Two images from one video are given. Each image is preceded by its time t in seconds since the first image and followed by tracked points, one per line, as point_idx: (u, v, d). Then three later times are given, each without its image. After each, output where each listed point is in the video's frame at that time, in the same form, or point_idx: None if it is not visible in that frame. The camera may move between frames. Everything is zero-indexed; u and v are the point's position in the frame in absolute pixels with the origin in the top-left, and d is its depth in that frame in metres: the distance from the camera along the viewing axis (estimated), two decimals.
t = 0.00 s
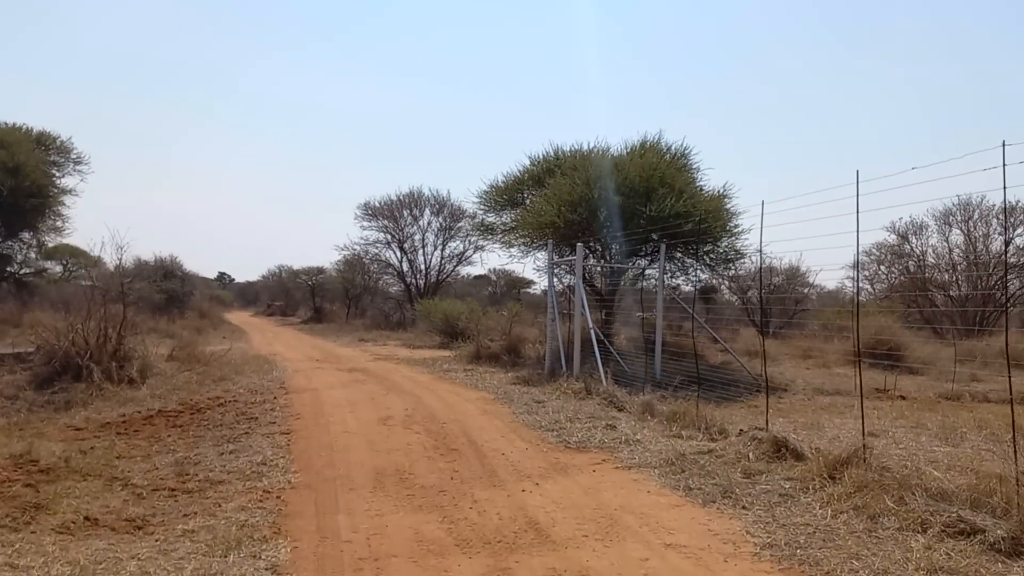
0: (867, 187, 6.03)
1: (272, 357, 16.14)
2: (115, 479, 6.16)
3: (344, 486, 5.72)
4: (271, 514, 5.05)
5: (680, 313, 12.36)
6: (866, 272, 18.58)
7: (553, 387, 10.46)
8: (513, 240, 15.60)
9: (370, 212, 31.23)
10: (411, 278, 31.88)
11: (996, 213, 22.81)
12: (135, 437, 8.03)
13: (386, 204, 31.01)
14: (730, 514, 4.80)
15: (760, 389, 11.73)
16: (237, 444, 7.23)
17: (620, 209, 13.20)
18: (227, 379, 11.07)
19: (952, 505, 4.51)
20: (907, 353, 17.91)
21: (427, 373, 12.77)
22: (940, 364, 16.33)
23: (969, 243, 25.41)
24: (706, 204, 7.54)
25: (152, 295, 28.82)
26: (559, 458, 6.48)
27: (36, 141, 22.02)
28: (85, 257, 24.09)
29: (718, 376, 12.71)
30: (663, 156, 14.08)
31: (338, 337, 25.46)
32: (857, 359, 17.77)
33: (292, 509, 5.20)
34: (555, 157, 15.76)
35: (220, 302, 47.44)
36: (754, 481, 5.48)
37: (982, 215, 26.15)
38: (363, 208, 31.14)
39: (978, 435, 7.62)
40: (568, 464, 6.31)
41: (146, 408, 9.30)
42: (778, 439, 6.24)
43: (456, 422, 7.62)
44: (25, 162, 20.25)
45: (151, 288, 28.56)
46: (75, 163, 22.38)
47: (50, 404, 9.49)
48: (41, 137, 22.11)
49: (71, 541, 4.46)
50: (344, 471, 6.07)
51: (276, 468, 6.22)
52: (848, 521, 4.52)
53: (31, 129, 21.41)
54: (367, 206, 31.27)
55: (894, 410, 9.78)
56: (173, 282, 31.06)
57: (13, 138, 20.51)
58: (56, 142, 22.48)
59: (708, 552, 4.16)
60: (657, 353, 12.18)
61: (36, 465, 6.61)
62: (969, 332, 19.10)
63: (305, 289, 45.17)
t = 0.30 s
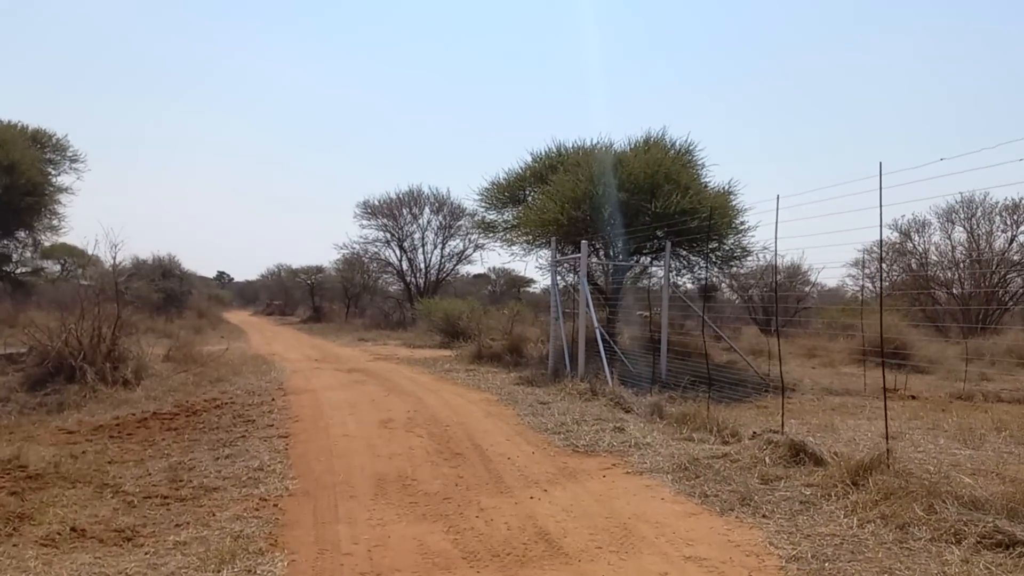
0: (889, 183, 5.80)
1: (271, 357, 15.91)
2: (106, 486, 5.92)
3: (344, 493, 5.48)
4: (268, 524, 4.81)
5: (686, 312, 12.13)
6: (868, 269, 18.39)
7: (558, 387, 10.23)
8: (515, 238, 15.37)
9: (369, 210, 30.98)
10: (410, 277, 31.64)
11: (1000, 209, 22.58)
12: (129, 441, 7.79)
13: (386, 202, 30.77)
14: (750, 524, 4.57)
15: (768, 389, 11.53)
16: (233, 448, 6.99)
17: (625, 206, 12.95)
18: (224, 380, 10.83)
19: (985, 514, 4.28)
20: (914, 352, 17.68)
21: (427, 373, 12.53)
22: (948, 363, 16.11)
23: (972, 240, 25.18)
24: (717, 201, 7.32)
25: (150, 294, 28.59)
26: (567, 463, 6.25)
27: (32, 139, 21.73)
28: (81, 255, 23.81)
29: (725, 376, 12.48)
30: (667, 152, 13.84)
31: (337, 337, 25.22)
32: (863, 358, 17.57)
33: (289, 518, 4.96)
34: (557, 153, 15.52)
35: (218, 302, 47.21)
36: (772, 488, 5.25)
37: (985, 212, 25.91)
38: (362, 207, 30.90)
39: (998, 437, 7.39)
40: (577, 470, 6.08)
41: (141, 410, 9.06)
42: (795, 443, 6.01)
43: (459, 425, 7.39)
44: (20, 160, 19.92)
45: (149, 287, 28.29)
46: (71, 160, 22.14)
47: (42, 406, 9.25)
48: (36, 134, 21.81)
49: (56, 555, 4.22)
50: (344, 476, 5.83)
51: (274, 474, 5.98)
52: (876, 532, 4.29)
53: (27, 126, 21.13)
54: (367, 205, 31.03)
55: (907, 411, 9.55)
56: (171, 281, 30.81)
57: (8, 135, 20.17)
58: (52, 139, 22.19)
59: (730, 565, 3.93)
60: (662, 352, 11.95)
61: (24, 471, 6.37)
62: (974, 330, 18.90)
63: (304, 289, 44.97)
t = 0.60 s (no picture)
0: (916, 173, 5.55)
1: (270, 356, 15.65)
2: (96, 492, 5.67)
3: (345, 499, 5.23)
4: (265, 534, 4.56)
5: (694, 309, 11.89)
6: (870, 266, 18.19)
7: (564, 387, 9.98)
8: (517, 235, 15.12)
9: (369, 208, 30.72)
10: (411, 275, 31.40)
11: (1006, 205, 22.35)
12: (122, 444, 7.53)
13: (386, 200, 30.51)
14: (775, 534, 4.33)
15: (777, 388, 11.30)
16: (230, 452, 6.74)
17: (630, 201, 12.68)
18: (222, 380, 10.57)
19: None
20: (922, 349, 17.44)
21: (429, 372, 12.28)
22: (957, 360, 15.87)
23: (977, 236, 24.94)
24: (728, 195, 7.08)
25: (148, 293, 28.31)
26: (577, 467, 6.01)
27: (27, 136, 21.48)
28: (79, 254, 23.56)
29: (733, 374, 12.24)
30: (672, 146, 13.58)
31: (338, 335, 24.97)
32: (870, 355, 17.35)
33: (288, 527, 4.71)
34: (560, 148, 15.26)
35: (218, 300, 46.94)
36: (795, 495, 5.02)
37: (990, 208, 25.66)
38: (361, 204, 30.65)
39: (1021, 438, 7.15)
40: (588, 474, 5.85)
41: (136, 412, 8.81)
42: (815, 446, 5.78)
43: (464, 426, 7.14)
44: (15, 156, 19.67)
45: (147, 286, 28.03)
46: (67, 157, 21.85)
47: (34, 407, 9.00)
48: (32, 131, 21.56)
49: (40, 570, 3.97)
50: (345, 482, 5.59)
51: (272, 479, 5.73)
52: (910, 541, 4.05)
53: (22, 123, 20.87)
54: (366, 202, 30.77)
55: (922, 410, 9.31)
56: (170, 280, 30.55)
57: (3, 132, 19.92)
58: (47, 137, 21.94)
59: None
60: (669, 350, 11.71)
61: (13, 477, 6.12)
62: (981, 326, 18.69)
63: (303, 287, 44.73)
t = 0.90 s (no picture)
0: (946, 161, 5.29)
1: (271, 357, 15.38)
2: (89, 502, 5.42)
3: (349, 508, 4.98)
4: (264, 547, 4.32)
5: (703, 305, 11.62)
6: (876, 260, 17.93)
7: (572, 386, 9.72)
8: (521, 230, 14.85)
9: (370, 205, 30.45)
10: (413, 273, 31.16)
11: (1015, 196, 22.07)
12: (118, 449, 7.29)
13: (387, 197, 30.23)
14: (806, 544, 4.10)
15: (789, 384, 11.06)
16: (229, 457, 6.49)
17: (637, 194, 12.38)
18: (222, 381, 10.32)
19: None
20: (933, 343, 17.18)
21: (433, 372, 12.03)
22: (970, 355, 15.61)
23: (985, 228, 24.67)
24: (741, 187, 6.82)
25: (149, 293, 28.05)
26: (591, 470, 5.76)
27: (25, 135, 21.26)
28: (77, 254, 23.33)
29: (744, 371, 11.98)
30: (679, 139, 13.28)
31: (340, 334, 24.75)
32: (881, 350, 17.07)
33: (288, 539, 4.46)
34: (564, 142, 14.97)
35: (219, 300, 46.66)
36: (823, 500, 4.81)
37: (997, 200, 25.38)
38: (362, 202, 30.40)
39: None
40: (602, 478, 5.59)
41: (133, 415, 8.56)
42: (840, 447, 5.56)
43: (471, 428, 6.90)
44: (12, 156, 19.43)
45: (147, 287, 27.79)
46: (65, 156, 21.60)
47: (29, 411, 8.75)
48: (29, 130, 21.35)
49: None
50: (349, 489, 5.33)
51: (272, 486, 5.48)
52: (951, 551, 3.81)
53: (19, 122, 20.63)
54: (368, 200, 30.49)
55: (941, 408, 9.06)
56: (171, 280, 30.32)
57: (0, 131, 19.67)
58: (45, 136, 21.71)
59: None
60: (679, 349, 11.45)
61: (3, 485, 5.87)
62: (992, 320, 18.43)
63: (305, 285, 44.51)
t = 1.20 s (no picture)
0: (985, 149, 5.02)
1: (274, 355, 15.13)
2: (81, 510, 5.16)
3: (354, 515, 4.73)
4: (264, 559, 4.06)
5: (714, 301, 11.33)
6: (884, 254, 17.65)
7: (582, 384, 9.47)
8: (527, 225, 14.56)
9: (373, 201, 30.18)
10: (416, 269, 30.91)
11: None
12: (114, 452, 7.03)
13: (389, 193, 29.96)
14: (843, 556, 3.85)
15: (803, 381, 10.79)
16: (228, 460, 6.23)
17: (646, 187, 12.04)
18: (222, 381, 10.06)
19: None
20: (945, 338, 16.92)
21: (439, 369, 11.77)
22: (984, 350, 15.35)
23: (994, 221, 24.39)
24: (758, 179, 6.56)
25: (150, 291, 27.80)
26: (607, 474, 5.50)
27: (24, 132, 21.02)
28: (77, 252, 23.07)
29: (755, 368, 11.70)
30: (688, 131, 12.95)
31: (344, 331, 24.52)
32: (892, 345, 16.80)
33: (289, 551, 4.20)
34: (571, 134, 14.66)
35: (221, 297, 46.41)
36: (855, 506, 4.57)
37: (1005, 192, 25.09)
38: (365, 198, 30.14)
39: None
40: (618, 482, 5.34)
41: (131, 416, 8.31)
42: (869, 450, 5.32)
43: (480, 429, 6.65)
44: (11, 152, 19.17)
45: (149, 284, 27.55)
46: (65, 152, 21.36)
47: (24, 412, 8.50)
48: (28, 127, 21.10)
49: None
50: (354, 495, 5.08)
51: (273, 493, 5.22)
52: (1001, 563, 3.56)
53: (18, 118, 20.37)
54: (370, 196, 30.22)
55: (963, 406, 8.81)
56: (173, 277, 30.07)
57: None
58: (44, 132, 21.46)
59: None
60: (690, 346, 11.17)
61: None
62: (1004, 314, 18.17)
63: (308, 282, 44.27)
